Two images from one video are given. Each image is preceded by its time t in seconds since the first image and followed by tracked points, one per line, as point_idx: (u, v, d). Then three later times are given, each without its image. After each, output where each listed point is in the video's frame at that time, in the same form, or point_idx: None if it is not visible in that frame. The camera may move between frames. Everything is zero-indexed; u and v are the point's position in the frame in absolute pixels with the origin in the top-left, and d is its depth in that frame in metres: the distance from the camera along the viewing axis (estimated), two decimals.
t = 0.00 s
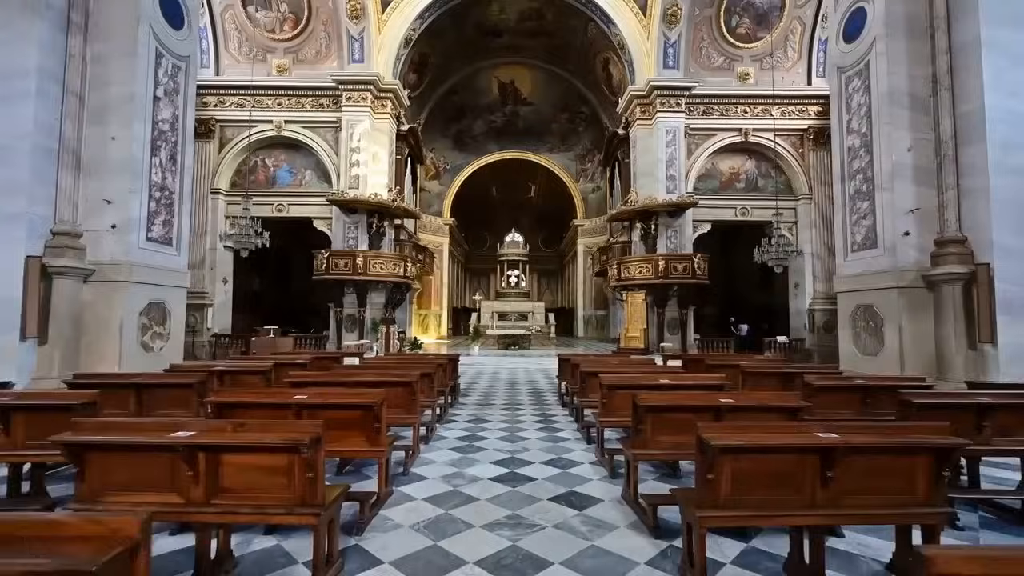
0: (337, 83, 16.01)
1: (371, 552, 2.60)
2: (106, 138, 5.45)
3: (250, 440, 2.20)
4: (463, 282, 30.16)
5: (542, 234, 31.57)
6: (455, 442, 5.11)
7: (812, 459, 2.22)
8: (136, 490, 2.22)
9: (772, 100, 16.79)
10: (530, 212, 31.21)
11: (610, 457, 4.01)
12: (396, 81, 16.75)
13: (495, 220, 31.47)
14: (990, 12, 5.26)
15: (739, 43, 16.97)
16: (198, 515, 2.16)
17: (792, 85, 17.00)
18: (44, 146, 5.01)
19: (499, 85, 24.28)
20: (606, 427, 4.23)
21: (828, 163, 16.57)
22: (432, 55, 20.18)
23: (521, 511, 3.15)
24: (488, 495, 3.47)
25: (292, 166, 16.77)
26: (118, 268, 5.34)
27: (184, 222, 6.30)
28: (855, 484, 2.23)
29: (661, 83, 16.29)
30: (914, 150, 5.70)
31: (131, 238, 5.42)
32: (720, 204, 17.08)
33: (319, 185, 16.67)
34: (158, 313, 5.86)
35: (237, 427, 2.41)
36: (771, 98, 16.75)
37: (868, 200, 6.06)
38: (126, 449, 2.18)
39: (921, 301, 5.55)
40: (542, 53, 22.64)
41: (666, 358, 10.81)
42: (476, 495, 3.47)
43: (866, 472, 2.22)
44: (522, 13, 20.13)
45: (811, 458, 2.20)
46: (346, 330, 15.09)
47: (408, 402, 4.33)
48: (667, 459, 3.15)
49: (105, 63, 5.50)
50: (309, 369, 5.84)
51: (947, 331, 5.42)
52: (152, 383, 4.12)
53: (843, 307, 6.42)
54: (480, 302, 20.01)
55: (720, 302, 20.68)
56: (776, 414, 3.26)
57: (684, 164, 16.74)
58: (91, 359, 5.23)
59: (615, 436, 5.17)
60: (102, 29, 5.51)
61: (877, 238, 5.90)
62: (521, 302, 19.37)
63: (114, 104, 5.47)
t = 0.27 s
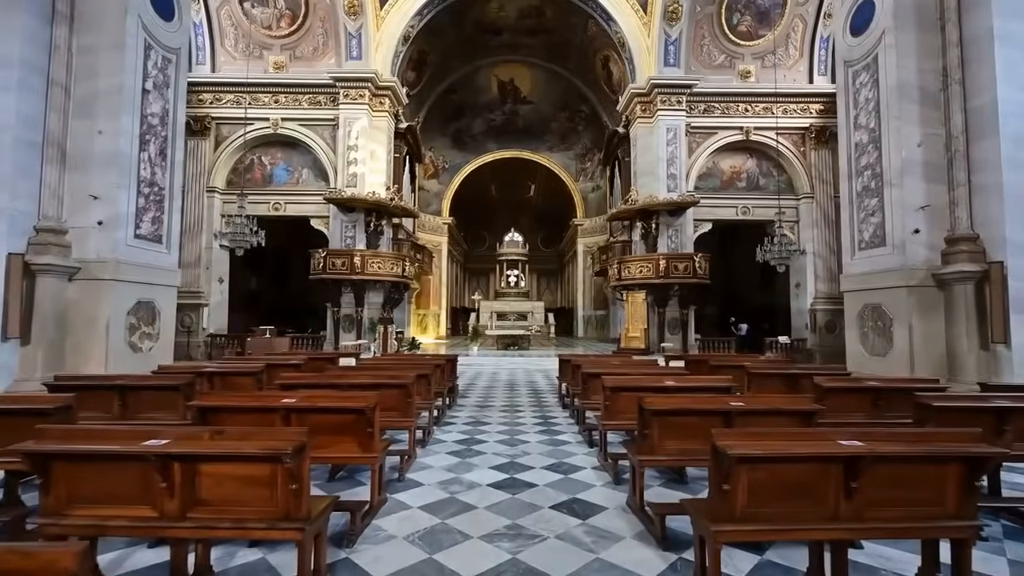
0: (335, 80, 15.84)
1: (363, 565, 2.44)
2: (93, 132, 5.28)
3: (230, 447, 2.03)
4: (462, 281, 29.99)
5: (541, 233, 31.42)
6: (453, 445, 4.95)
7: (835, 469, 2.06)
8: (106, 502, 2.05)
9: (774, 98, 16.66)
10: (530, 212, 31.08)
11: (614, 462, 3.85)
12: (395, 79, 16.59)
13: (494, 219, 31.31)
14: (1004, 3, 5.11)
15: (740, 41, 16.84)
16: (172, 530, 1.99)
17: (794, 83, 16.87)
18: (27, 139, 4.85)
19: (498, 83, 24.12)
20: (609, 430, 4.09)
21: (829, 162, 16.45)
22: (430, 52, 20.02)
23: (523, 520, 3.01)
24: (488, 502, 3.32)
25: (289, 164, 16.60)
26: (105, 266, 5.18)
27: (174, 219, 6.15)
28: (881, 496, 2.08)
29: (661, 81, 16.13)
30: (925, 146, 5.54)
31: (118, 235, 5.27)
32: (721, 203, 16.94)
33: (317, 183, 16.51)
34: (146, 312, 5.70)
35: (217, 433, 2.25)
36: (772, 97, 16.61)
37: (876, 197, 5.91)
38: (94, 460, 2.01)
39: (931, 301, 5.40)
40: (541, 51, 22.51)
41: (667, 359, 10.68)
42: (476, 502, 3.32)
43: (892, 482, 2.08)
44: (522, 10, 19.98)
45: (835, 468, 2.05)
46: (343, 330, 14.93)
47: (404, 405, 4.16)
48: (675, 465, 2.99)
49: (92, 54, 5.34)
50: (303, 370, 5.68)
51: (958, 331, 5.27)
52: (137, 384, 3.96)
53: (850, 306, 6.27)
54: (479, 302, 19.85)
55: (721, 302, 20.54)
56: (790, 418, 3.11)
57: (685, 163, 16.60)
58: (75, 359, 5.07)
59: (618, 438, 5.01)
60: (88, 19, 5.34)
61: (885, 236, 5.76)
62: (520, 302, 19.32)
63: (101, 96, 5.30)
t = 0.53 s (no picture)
0: (332, 77, 15.69)
1: None
2: (77, 125, 5.15)
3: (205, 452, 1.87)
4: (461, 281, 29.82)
5: (541, 233, 31.27)
6: (451, 448, 4.79)
7: (862, 479, 1.90)
8: (68, 517, 1.88)
9: (775, 96, 16.52)
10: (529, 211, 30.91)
11: (618, 467, 3.69)
12: (393, 76, 16.42)
13: (493, 219, 31.14)
14: None
15: (741, 39, 16.71)
16: (140, 546, 1.84)
17: (795, 81, 16.73)
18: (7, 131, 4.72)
19: (498, 81, 23.98)
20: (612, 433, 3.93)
21: (831, 161, 16.32)
22: (429, 50, 19.86)
23: (523, 530, 2.85)
24: (485, 510, 3.15)
25: (286, 162, 16.43)
26: (90, 263, 5.03)
27: (163, 215, 6.01)
28: (912, 509, 1.92)
29: (662, 79, 15.99)
30: (935, 140, 5.39)
31: (104, 231, 5.13)
32: (722, 202, 16.78)
33: (314, 181, 16.33)
34: (133, 312, 5.55)
35: (189, 440, 2.06)
36: (774, 95, 16.47)
37: (885, 193, 5.75)
38: (55, 470, 1.84)
39: (943, 300, 5.23)
40: (541, 49, 22.37)
41: (668, 359, 10.52)
42: (473, 510, 3.15)
43: (923, 494, 1.91)
44: (521, 8, 19.83)
45: (863, 477, 1.89)
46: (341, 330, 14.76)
47: (399, 408, 4.00)
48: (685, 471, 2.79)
49: (76, 44, 5.21)
50: (296, 371, 5.52)
51: (971, 331, 5.10)
52: (121, 386, 3.81)
53: (858, 305, 6.10)
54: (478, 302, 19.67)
55: (721, 302, 20.38)
56: (804, 423, 2.95)
57: (686, 161, 16.45)
58: (59, 359, 4.91)
59: (621, 442, 4.84)
60: (73, 8, 5.22)
61: (895, 233, 5.60)
62: (520, 302, 19.14)
63: (86, 88, 5.18)
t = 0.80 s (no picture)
0: (330, 75, 15.54)
1: None
2: (63, 119, 5.04)
3: (176, 465, 1.72)
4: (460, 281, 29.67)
5: (540, 233, 31.14)
6: (448, 452, 4.65)
7: (891, 493, 1.75)
8: (34, 535, 1.75)
9: (777, 94, 16.39)
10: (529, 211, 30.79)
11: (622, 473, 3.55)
12: (391, 74, 16.27)
13: (493, 219, 31.00)
14: None
15: (743, 37, 16.58)
16: (108, 567, 1.69)
17: (797, 79, 16.59)
18: None
19: (497, 80, 23.83)
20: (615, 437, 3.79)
21: (832, 160, 16.21)
22: (428, 48, 19.70)
23: (523, 542, 2.70)
24: (483, 520, 3.00)
25: (283, 160, 16.27)
26: (77, 262, 4.91)
27: (153, 212, 5.89)
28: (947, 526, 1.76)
29: (663, 77, 15.84)
30: (946, 135, 5.23)
31: (91, 228, 5.01)
32: (723, 201, 16.64)
33: (312, 180, 16.17)
34: (124, 311, 5.43)
35: (162, 451, 1.94)
36: (776, 93, 16.34)
37: (894, 190, 5.59)
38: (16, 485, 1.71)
39: (953, 298, 5.09)
40: (540, 47, 22.24)
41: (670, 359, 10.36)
42: (471, 520, 3.00)
43: (959, 510, 1.75)
44: (521, 5, 19.69)
45: (891, 491, 1.74)
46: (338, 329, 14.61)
47: (395, 412, 3.86)
48: (693, 479, 2.67)
49: (63, 36, 5.09)
50: (289, 373, 5.39)
51: (982, 331, 4.98)
52: (106, 389, 3.68)
53: (865, 305, 5.96)
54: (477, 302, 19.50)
55: (722, 302, 20.24)
56: (818, 429, 2.81)
57: (687, 160, 16.31)
58: (45, 361, 4.79)
59: (624, 446, 4.70)
60: None
61: (903, 230, 5.45)
62: (519, 302, 18.97)
63: (73, 81, 5.07)
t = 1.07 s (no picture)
0: (327, 72, 15.37)
1: None
2: (47, 112, 4.90)
3: (143, 479, 1.56)
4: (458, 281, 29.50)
5: (540, 233, 31.00)
6: (446, 455, 4.48)
7: (932, 509, 1.58)
8: None
9: (778, 93, 16.25)
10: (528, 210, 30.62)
11: (628, 479, 3.39)
12: (389, 71, 16.09)
13: (492, 218, 30.84)
14: None
15: (744, 34, 16.45)
16: None
17: (798, 77, 16.46)
18: None
19: (496, 78, 23.68)
20: (619, 439, 3.61)
21: (834, 158, 16.07)
22: (427, 45, 19.53)
23: (524, 556, 2.53)
24: (482, 531, 2.83)
25: (280, 158, 16.10)
26: (61, 260, 4.77)
27: (143, 209, 5.74)
28: (995, 545, 1.58)
29: (663, 74, 15.68)
30: (959, 129, 5.08)
31: (75, 224, 4.86)
32: (725, 200, 16.48)
33: (309, 178, 16.00)
34: (112, 311, 5.29)
35: (123, 463, 1.77)
36: (777, 91, 16.20)
37: (904, 186, 5.43)
38: None
39: (967, 297, 4.92)
40: (540, 45, 22.09)
41: (672, 359, 10.24)
42: (469, 530, 2.83)
43: (1007, 527, 1.58)
44: (520, 3, 19.55)
45: (933, 506, 1.57)
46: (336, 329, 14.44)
47: (390, 416, 3.68)
48: (705, 488, 2.56)
49: (48, 26, 4.94)
50: (281, 374, 5.22)
51: (997, 330, 4.83)
52: (85, 391, 3.51)
53: (874, 304, 5.80)
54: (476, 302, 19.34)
55: (722, 302, 20.10)
56: (838, 435, 2.62)
57: (688, 158, 16.15)
58: (28, 362, 4.65)
59: (629, 450, 4.52)
60: None
61: (915, 227, 5.29)
62: (518, 302, 18.78)
63: (58, 72, 4.92)
